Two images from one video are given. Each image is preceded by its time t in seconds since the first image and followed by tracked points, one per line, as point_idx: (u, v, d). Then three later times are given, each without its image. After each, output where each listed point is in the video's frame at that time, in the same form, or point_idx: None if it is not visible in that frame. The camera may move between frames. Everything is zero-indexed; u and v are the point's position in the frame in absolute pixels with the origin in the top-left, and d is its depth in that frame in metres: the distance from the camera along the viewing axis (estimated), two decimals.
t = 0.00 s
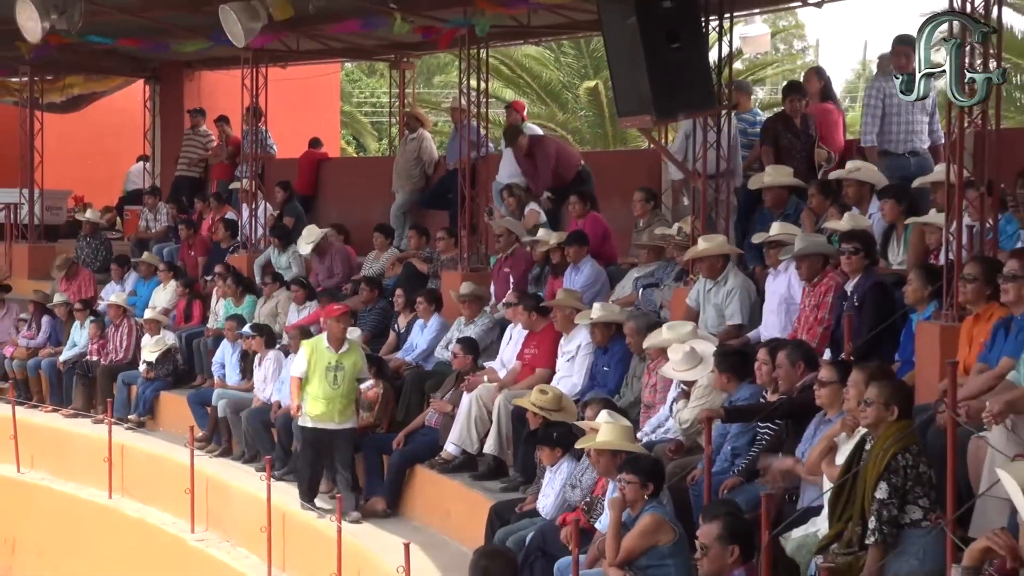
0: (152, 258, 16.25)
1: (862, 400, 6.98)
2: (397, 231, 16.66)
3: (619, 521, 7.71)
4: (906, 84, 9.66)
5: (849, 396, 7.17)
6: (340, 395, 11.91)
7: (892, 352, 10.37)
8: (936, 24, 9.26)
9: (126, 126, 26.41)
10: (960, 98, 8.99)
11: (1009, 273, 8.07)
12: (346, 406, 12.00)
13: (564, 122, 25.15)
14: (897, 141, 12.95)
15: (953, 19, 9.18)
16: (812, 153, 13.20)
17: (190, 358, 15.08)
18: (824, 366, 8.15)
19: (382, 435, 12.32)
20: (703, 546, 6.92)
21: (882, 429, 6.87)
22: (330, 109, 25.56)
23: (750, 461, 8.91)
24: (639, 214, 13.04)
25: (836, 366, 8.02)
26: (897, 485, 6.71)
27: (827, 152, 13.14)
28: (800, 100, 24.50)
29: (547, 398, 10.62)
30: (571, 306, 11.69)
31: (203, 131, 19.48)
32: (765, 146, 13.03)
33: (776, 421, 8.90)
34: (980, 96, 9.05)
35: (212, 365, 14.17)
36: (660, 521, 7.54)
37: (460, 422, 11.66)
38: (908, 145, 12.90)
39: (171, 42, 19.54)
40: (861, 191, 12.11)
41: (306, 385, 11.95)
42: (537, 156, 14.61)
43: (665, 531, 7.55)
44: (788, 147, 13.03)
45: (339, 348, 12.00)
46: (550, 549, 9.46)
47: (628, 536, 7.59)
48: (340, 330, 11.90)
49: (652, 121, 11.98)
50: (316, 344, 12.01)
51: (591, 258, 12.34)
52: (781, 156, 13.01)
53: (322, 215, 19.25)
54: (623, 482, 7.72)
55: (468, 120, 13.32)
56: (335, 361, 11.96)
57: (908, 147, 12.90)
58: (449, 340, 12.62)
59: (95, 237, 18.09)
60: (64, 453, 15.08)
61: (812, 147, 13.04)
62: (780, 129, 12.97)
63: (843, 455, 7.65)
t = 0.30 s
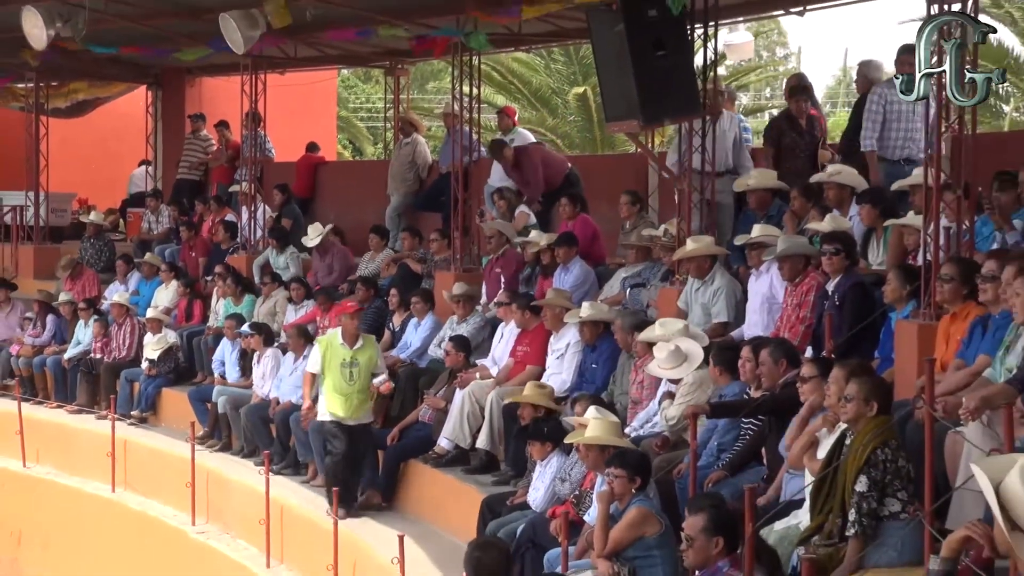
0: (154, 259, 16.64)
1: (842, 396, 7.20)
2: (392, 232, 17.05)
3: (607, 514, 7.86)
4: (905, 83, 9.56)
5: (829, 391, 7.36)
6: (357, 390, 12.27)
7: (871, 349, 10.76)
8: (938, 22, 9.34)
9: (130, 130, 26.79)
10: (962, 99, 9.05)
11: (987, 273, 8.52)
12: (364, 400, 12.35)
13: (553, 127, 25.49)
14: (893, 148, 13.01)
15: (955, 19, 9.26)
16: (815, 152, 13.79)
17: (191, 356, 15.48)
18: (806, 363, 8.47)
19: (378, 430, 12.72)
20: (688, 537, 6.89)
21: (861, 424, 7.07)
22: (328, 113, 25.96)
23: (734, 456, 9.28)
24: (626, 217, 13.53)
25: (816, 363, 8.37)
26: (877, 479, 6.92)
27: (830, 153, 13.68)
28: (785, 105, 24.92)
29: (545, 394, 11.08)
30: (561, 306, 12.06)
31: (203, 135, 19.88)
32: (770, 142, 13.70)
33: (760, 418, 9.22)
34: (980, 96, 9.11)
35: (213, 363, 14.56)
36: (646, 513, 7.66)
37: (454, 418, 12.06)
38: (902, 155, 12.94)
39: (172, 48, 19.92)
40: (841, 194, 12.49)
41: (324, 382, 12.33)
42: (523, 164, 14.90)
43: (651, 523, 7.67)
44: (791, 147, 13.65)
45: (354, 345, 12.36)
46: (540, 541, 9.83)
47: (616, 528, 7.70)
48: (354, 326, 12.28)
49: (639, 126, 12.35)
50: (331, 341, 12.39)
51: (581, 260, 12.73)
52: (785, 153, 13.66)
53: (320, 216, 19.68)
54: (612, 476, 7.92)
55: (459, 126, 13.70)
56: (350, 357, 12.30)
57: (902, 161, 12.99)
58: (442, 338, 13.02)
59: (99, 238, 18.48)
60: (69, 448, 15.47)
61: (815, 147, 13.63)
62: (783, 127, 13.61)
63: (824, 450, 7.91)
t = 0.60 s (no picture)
0: (151, 259, 17.00)
1: (818, 392, 7.29)
2: (382, 233, 17.41)
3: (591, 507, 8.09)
4: (906, 83, 10.03)
5: (807, 389, 7.45)
6: (364, 394, 12.38)
7: (846, 347, 11.13)
8: (938, 22, 9.74)
9: (128, 133, 27.16)
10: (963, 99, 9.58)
11: (959, 272, 8.50)
12: (371, 403, 12.48)
13: (539, 130, 25.95)
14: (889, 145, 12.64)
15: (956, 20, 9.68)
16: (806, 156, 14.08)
17: (187, 354, 15.84)
18: (783, 360, 8.52)
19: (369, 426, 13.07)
20: (669, 529, 6.96)
21: (837, 419, 7.19)
22: (321, 115, 26.35)
23: (714, 451, 9.63)
24: (607, 221, 13.98)
25: (794, 361, 8.39)
26: (852, 472, 7.02)
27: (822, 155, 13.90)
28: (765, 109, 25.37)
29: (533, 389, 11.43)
30: (546, 305, 12.42)
31: (199, 139, 20.26)
32: (760, 148, 13.97)
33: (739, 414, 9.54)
34: (981, 94, 9.60)
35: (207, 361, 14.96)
36: (629, 506, 7.90)
37: (442, 414, 12.44)
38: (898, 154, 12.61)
39: (168, 54, 20.30)
40: (819, 196, 12.84)
41: (329, 389, 12.41)
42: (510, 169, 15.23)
43: (634, 516, 7.93)
44: (783, 150, 13.94)
45: (356, 349, 12.43)
46: (526, 533, 10.21)
47: (599, 522, 7.95)
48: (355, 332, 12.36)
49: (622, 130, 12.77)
50: (333, 348, 12.46)
51: (565, 260, 13.10)
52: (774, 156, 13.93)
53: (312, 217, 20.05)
54: (595, 470, 8.07)
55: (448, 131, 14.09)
56: (353, 362, 12.39)
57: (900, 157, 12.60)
58: (430, 337, 13.38)
59: (97, 239, 18.85)
60: (68, 444, 15.83)
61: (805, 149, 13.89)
62: (775, 129, 13.90)
63: (803, 444, 7.91)
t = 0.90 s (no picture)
0: (151, 259, 17.38)
1: (800, 388, 7.51)
2: (376, 234, 17.80)
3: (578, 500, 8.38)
4: (905, 82, 10.33)
5: (790, 385, 7.67)
6: (375, 393, 12.29)
7: (826, 344, 11.49)
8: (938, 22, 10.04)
9: (130, 136, 27.55)
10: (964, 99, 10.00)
11: (936, 273, 8.84)
12: (382, 401, 12.38)
13: (528, 134, 26.23)
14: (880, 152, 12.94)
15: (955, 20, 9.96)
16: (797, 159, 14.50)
17: (186, 351, 16.23)
18: (765, 358, 8.84)
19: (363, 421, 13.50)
20: (655, 521, 7.10)
21: (819, 415, 7.37)
22: (317, 118, 26.77)
23: (698, 445, 9.92)
24: (591, 222, 14.38)
25: (777, 357, 8.72)
26: (832, 466, 7.26)
27: (813, 156, 14.32)
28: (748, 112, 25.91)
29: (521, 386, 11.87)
30: (534, 303, 12.79)
31: (197, 143, 20.65)
32: (755, 152, 14.31)
33: (722, 410, 9.84)
34: (983, 94, 10.02)
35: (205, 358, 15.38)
36: (616, 500, 8.17)
37: (434, 409, 12.83)
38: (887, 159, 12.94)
39: (168, 61, 20.71)
40: (799, 198, 13.12)
41: (341, 388, 12.32)
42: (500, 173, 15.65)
43: (620, 509, 8.20)
44: (777, 153, 14.35)
45: (368, 347, 12.37)
46: (516, 525, 10.56)
47: (587, 514, 8.24)
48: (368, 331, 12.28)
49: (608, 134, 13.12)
50: (345, 347, 12.39)
51: (553, 260, 13.49)
52: (768, 160, 14.33)
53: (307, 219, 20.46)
54: (584, 464, 8.34)
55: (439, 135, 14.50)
56: (365, 360, 12.31)
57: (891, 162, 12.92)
58: (422, 334, 13.77)
59: (99, 239, 19.26)
60: (70, 440, 16.24)
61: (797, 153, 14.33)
62: (767, 134, 14.29)
63: (784, 438, 8.23)
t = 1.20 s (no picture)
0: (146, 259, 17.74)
1: (778, 384, 7.86)
2: (365, 235, 18.16)
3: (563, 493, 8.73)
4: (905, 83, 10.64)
5: (767, 382, 7.99)
6: (382, 393, 12.47)
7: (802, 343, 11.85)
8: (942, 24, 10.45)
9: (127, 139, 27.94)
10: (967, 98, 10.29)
11: (908, 273, 9.21)
12: (388, 402, 12.53)
13: (515, 139, 26.71)
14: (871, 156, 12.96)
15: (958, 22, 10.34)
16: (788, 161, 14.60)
17: (181, 349, 16.58)
18: (746, 355, 9.08)
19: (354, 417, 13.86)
20: (637, 514, 7.44)
21: (795, 410, 7.76)
22: (309, 120, 27.11)
23: (679, 440, 10.17)
24: (574, 224, 14.75)
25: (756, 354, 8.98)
26: (809, 460, 7.60)
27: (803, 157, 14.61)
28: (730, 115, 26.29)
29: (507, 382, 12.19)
30: (520, 303, 13.14)
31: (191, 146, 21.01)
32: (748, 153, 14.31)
33: (702, 406, 10.14)
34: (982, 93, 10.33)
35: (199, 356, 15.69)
36: (599, 494, 8.54)
37: (422, 405, 13.18)
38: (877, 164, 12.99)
39: (162, 67, 21.06)
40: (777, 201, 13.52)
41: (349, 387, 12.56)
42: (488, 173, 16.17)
43: (603, 503, 8.56)
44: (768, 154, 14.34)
45: (377, 348, 12.61)
46: (502, 519, 10.88)
47: (571, 508, 8.59)
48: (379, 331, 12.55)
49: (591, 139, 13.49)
50: (356, 347, 12.65)
51: (538, 260, 13.85)
52: (761, 162, 14.32)
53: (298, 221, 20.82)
54: (568, 459, 8.67)
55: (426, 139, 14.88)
56: (373, 361, 12.54)
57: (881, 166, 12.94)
58: (411, 333, 14.15)
59: (95, 240, 19.64)
60: (68, 436, 16.58)
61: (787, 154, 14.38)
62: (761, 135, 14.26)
63: (762, 433, 8.46)
